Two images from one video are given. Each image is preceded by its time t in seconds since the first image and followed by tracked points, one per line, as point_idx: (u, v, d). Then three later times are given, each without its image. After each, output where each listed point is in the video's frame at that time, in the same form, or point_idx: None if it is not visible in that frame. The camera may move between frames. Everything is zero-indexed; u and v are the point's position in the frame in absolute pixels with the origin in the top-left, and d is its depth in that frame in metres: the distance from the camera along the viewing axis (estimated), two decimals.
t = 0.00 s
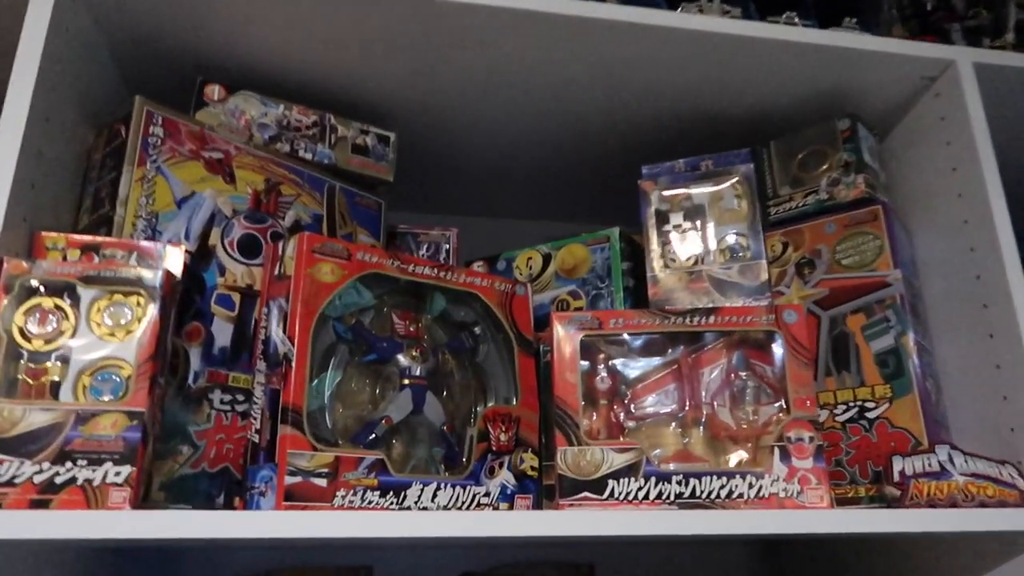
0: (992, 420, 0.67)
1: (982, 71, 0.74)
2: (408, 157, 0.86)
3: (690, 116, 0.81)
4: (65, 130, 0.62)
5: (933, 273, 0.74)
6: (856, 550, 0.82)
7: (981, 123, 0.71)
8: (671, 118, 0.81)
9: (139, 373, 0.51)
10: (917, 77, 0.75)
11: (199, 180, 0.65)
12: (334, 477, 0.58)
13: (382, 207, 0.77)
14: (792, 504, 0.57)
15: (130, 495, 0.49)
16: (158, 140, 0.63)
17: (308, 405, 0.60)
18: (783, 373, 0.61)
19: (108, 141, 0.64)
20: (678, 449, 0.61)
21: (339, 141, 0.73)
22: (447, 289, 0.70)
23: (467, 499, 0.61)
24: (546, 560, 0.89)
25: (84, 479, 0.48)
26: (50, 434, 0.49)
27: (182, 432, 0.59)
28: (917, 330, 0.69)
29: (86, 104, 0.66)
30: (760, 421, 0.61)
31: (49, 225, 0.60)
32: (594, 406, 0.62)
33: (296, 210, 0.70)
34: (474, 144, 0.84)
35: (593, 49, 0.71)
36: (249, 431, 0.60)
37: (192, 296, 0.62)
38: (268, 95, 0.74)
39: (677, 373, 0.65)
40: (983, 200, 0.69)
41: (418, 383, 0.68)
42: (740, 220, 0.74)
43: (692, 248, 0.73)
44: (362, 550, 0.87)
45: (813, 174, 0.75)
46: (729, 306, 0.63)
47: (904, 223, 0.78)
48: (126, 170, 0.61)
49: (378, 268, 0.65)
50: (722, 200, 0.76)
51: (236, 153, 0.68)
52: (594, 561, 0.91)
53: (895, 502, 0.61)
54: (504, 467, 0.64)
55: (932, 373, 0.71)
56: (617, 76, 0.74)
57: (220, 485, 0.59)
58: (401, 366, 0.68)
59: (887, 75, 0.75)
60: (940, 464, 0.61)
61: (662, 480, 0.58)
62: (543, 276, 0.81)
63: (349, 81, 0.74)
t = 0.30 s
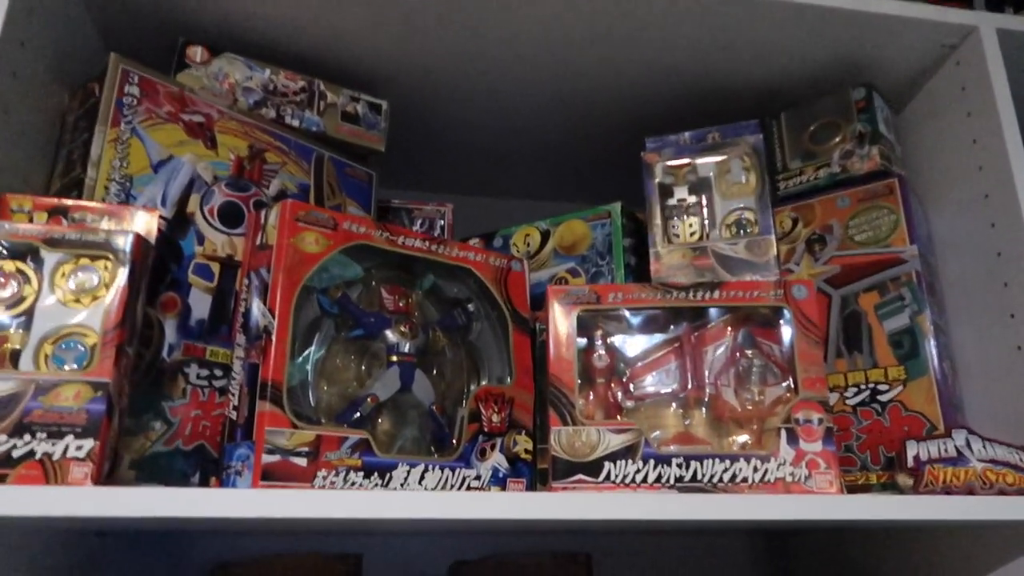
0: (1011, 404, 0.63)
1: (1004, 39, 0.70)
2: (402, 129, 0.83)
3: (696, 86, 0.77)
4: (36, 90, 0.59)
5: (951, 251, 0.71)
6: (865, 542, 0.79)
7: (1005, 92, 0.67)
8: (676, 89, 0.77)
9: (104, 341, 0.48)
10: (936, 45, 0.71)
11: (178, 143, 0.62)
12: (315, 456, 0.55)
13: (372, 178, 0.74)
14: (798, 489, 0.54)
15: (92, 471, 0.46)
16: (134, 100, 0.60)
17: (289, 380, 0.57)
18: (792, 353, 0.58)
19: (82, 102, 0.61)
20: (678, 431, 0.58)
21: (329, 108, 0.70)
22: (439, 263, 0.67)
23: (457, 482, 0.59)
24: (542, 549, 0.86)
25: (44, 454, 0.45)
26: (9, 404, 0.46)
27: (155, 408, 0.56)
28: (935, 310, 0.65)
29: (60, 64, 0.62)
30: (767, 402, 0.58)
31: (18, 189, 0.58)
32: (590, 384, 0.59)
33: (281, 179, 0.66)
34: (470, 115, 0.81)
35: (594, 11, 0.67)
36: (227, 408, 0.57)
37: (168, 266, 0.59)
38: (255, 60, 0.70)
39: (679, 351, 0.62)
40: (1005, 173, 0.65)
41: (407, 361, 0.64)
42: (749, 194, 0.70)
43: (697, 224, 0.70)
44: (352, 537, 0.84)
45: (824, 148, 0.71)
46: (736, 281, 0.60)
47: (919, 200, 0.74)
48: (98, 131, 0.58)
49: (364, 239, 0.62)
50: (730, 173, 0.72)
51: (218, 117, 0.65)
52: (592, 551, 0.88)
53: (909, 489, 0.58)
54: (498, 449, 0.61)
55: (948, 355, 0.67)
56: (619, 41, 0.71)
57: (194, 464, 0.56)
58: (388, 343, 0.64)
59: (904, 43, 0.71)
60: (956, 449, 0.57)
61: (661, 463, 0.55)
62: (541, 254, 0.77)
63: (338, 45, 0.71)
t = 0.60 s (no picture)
0: (987, 398, 0.64)
1: (987, 33, 0.70)
2: (390, 124, 0.83)
3: (682, 81, 0.77)
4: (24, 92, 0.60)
5: (933, 246, 0.71)
6: (849, 532, 0.80)
7: (985, 87, 0.67)
8: (662, 84, 0.78)
9: (92, 343, 0.49)
10: (919, 40, 0.71)
11: (165, 144, 0.63)
12: (302, 453, 0.56)
13: (361, 175, 0.75)
14: (773, 483, 0.55)
15: (82, 469, 0.47)
16: (120, 102, 0.61)
17: (275, 377, 0.58)
18: (769, 349, 0.59)
19: (70, 104, 0.62)
20: (658, 427, 0.59)
21: (315, 106, 0.71)
22: (425, 260, 0.68)
23: (442, 477, 0.60)
24: (532, 539, 0.87)
25: (34, 453, 0.47)
26: None
27: (145, 405, 0.58)
28: (913, 305, 0.66)
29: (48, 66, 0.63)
30: (745, 398, 0.59)
31: (7, 190, 0.59)
32: (571, 380, 0.60)
33: (268, 177, 0.67)
34: (458, 110, 0.81)
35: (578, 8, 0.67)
36: (215, 405, 0.58)
37: (156, 266, 0.60)
38: (243, 58, 0.71)
39: (659, 347, 0.63)
40: (985, 168, 0.66)
41: (392, 357, 0.65)
42: (732, 189, 0.71)
43: (681, 220, 0.71)
44: (345, 529, 0.85)
45: (807, 142, 0.72)
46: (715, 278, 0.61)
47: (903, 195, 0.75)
48: (85, 133, 0.59)
49: (351, 238, 0.63)
50: (713, 168, 0.73)
51: (205, 117, 0.66)
52: (582, 541, 0.89)
53: (883, 483, 0.59)
54: (482, 443, 0.63)
55: (928, 349, 0.68)
56: (604, 37, 0.71)
57: (183, 460, 0.58)
58: (374, 340, 0.66)
59: (888, 38, 0.71)
60: (930, 443, 0.59)
61: (639, 458, 0.56)
62: (528, 249, 0.78)
63: (324, 42, 0.71)
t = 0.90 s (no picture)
0: (945, 414, 0.69)
1: (951, 67, 0.75)
2: (396, 155, 0.89)
3: (668, 114, 0.82)
4: (62, 143, 0.67)
5: (900, 269, 0.76)
6: (828, 536, 0.85)
7: (946, 122, 0.72)
8: (647, 116, 0.83)
9: (124, 372, 0.56)
10: (887, 74, 0.76)
11: (187, 188, 0.70)
12: (311, 466, 0.62)
13: (366, 207, 0.81)
14: (736, 494, 0.60)
15: (117, 484, 0.54)
16: (147, 151, 0.68)
17: (287, 398, 0.65)
18: (735, 371, 0.64)
19: (103, 152, 0.69)
20: (634, 442, 0.65)
21: (323, 145, 0.77)
22: (426, 287, 0.74)
23: (439, 487, 0.66)
24: (531, 542, 0.93)
25: (76, 470, 0.53)
26: (45, 428, 0.54)
27: (171, 425, 0.64)
28: (876, 327, 0.71)
29: (83, 117, 0.70)
30: (714, 416, 0.64)
31: (50, 232, 0.66)
32: (554, 400, 0.66)
33: (282, 214, 0.74)
34: (458, 142, 0.87)
35: (564, 53, 0.73)
36: (234, 424, 0.64)
37: (180, 299, 0.67)
38: (258, 102, 0.78)
39: (636, 368, 0.68)
40: (944, 198, 0.70)
41: (394, 378, 0.71)
42: (708, 218, 0.76)
43: (662, 246, 0.76)
44: (357, 531, 0.92)
45: (782, 172, 0.77)
46: (686, 305, 0.67)
47: (873, 220, 0.79)
48: (116, 181, 0.66)
49: (355, 269, 0.69)
50: (692, 198, 0.78)
51: (223, 160, 0.72)
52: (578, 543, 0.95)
53: (843, 494, 0.64)
54: (477, 456, 0.68)
55: (893, 367, 0.73)
56: (592, 78, 0.76)
57: (206, 473, 0.64)
58: (378, 362, 0.72)
59: (857, 74, 0.76)
60: (886, 457, 0.63)
61: (614, 471, 0.61)
62: (523, 272, 0.83)
63: (332, 85, 0.77)
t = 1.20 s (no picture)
0: (891, 416, 0.75)
1: (902, 95, 0.80)
2: (394, 178, 0.97)
3: (643, 139, 0.89)
4: (92, 179, 0.75)
5: (854, 281, 0.82)
6: (797, 528, 0.91)
7: (893, 146, 0.78)
8: (623, 141, 0.89)
9: (147, 383, 0.64)
10: (842, 101, 0.82)
11: (202, 217, 0.78)
12: (313, 465, 0.69)
13: (366, 228, 0.88)
14: (691, 489, 0.67)
15: (142, 481, 0.62)
16: (166, 185, 0.76)
17: (291, 403, 0.72)
18: (692, 377, 0.71)
19: (128, 186, 0.78)
20: (603, 442, 0.72)
21: (326, 173, 0.85)
22: (418, 302, 0.81)
23: (429, 483, 0.72)
24: (523, 534, 1.00)
25: (106, 469, 0.62)
26: (80, 433, 0.62)
27: (190, 428, 0.73)
28: (828, 336, 0.77)
29: (110, 154, 0.79)
30: (673, 419, 0.71)
31: (83, 258, 0.74)
32: (529, 404, 0.73)
33: (288, 237, 0.82)
34: (450, 165, 0.94)
35: (541, 88, 0.80)
36: (245, 427, 0.72)
37: (196, 316, 0.75)
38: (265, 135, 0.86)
39: (604, 375, 0.76)
40: (890, 217, 0.76)
41: (388, 385, 0.79)
42: (676, 236, 0.83)
43: (635, 263, 0.82)
44: (362, 524, 1.00)
45: (746, 192, 0.83)
46: (650, 319, 0.74)
47: (831, 236, 0.85)
48: (140, 213, 0.74)
49: (353, 287, 0.77)
50: (661, 217, 0.85)
51: (234, 191, 0.81)
52: (568, 536, 1.02)
53: (792, 488, 0.70)
54: (464, 455, 0.75)
55: (846, 372, 0.79)
56: (569, 110, 0.83)
57: (220, 471, 0.73)
58: (373, 371, 0.80)
59: (814, 102, 0.82)
60: (832, 455, 0.70)
61: (582, 469, 0.68)
62: (512, 286, 0.89)
63: (332, 119, 0.85)
